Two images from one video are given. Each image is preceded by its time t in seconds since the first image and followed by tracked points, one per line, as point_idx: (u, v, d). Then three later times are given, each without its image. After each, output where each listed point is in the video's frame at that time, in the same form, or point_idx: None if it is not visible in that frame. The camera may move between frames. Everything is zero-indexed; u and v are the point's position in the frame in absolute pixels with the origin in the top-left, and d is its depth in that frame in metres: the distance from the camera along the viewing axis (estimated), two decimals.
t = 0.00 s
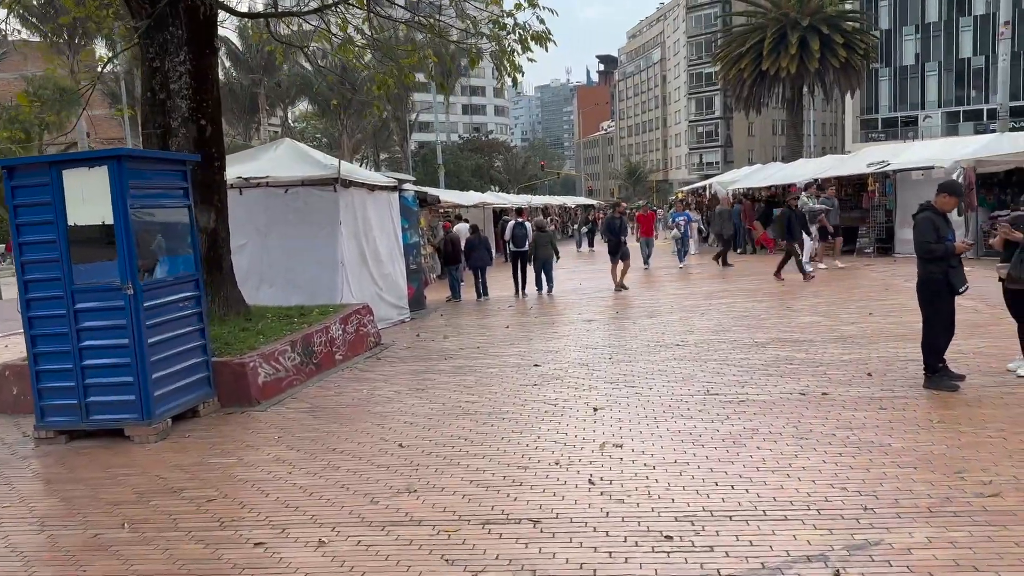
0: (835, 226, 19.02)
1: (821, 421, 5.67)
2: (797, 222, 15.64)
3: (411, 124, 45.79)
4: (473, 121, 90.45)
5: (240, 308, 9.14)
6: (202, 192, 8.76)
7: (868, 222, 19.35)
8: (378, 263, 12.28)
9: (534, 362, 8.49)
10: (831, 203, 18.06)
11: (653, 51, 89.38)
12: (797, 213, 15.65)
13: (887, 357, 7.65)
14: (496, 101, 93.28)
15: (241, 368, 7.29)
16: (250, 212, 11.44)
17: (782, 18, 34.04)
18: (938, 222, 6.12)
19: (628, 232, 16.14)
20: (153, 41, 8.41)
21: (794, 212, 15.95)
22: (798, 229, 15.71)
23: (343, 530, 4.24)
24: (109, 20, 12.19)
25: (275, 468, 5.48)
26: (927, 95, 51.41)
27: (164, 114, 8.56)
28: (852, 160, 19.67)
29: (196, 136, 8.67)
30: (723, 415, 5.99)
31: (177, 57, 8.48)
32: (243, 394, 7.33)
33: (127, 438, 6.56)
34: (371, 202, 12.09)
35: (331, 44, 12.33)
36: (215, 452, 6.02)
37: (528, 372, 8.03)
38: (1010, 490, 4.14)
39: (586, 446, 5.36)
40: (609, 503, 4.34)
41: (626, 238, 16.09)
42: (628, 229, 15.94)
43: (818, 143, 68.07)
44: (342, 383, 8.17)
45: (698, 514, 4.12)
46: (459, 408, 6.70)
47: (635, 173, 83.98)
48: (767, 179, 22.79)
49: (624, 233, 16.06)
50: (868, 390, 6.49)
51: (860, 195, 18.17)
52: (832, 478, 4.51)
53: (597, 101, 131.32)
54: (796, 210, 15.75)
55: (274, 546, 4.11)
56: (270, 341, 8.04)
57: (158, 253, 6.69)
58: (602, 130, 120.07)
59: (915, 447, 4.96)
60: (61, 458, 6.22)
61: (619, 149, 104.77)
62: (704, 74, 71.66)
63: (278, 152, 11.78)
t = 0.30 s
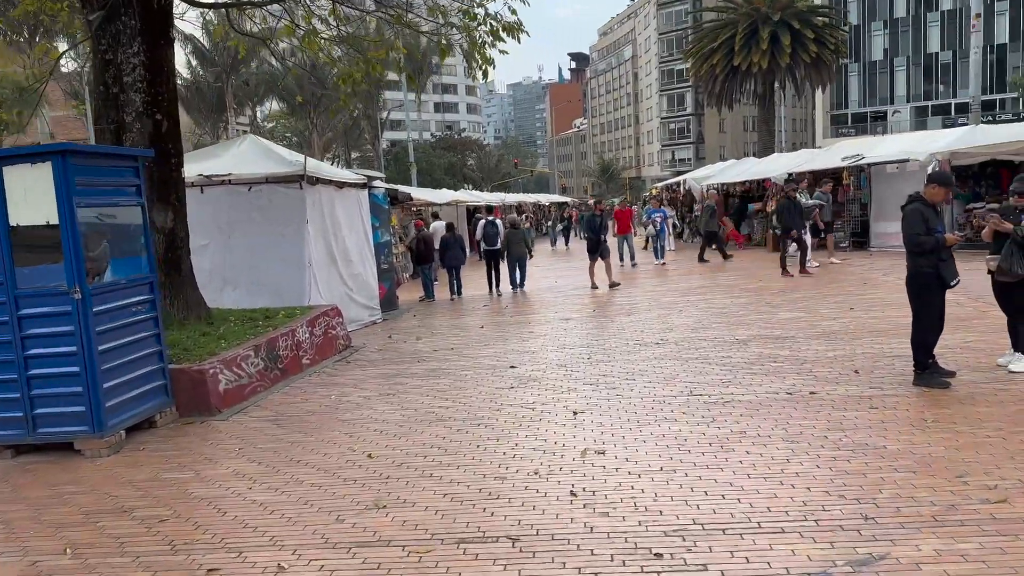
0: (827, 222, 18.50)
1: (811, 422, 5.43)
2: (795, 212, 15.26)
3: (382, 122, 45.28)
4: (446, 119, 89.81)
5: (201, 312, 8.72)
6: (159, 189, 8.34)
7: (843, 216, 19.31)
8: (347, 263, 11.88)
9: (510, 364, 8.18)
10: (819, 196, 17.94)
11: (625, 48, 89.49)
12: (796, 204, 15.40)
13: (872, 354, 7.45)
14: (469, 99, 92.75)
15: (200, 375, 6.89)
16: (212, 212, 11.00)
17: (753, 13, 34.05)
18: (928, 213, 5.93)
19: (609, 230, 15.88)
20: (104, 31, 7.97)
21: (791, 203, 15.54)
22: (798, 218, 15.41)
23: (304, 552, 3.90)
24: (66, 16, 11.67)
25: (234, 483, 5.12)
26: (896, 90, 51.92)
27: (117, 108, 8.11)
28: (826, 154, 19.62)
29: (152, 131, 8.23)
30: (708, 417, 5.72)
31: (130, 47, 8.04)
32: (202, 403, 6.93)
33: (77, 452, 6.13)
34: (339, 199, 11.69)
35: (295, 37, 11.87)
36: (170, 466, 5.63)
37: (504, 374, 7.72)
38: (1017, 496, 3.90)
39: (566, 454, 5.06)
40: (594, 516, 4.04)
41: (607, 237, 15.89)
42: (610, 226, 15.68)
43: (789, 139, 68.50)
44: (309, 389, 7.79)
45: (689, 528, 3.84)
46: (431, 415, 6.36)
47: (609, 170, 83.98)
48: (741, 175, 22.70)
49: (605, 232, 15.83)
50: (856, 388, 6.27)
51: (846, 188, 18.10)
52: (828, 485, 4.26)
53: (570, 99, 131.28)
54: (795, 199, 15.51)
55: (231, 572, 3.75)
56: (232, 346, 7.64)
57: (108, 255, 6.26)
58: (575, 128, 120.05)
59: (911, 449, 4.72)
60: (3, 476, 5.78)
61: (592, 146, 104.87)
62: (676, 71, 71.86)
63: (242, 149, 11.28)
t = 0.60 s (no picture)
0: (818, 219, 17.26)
1: (803, 430, 5.17)
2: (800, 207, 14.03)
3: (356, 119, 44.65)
4: (421, 117, 89.05)
5: (162, 318, 8.30)
6: (115, 188, 7.91)
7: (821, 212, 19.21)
8: (318, 264, 11.47)
9: (488, 369, 7.85)
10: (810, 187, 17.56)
11: (599, 45, 89.38)
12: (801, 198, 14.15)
13: (860, 355, 7.23)
14: (443, 96, 92.04)
15: (158, 386, 6.49)
16: (175, 212, 10.55)
17: (727, 9, 33.94)
18: (919, 210, 5.71)
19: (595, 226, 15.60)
20: (54, 22, 7.51)
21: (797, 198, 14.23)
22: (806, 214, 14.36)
23: None
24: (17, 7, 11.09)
25: (191, 506, 4.74)
26: (868, 86, 52.28)
27: (70, 103, 7.67)
28: (803, 149, 19.52)
29: (108, 127, 7.79)
30: (695, 426, 5.45)
31: (83, 39, 7.58)
32: (161, 416, 6.53)
33: (24, 471, 5.71)
34: (309, 198, 11.28)
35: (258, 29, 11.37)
36: (125, 487, 5.24)
37: (481, 380, 7.39)
38: None
39: (547, 469, 4.76)
40: (578, 541, 3.74)
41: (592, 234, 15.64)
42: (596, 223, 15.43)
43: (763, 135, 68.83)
44: (276, 398, 7.42)
45: (681, 553, 3.55)
46: (404, 426, 6.02)
47: (584, 167, 83.87)
48: (718, 171, 22.55)
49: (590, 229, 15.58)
50: (846, 393, 6.04)
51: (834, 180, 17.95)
52: (827, 502, 3.99)
53: (545, 95, 130.99)
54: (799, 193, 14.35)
55: None
56: (193, 354, 7.24)
57: (54, 259, 5.84)
58: (550, 126, 119.85)
59: (910, 459, 4.48)
60: None
61: (567, 143, 104.74)
62: (650, 68, 71.86)
63: (205, 146, 10.87)
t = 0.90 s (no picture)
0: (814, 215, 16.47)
1: (800, 432, 4.94)
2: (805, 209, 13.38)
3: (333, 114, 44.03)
4: (399, 112, 88.27)
5: (126, 318, 7.91)
6: (76, 180, 7.51)
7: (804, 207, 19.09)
8: (292, 260, 11.10)
9: (469, 369, 7.55)
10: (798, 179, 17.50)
11: (578, 40, 89.20)
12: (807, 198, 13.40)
13: (853, 352, 7.02)
14: (422, 91, 91.33)
15: (120, 389, 6.13)
16: (142, 205, 10.12)
17: (706, 4, 33.80)
18: (919, 202, 5.50)
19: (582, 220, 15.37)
20: (9, 4, 7.06)
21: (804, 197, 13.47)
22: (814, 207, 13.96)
23: None
24: None
25: (153, 521, 4.40)
26: (845, 82, 52.52)
27: (26, 91, 7.24)
28: (785, 143, 19.39)
29: (67, 116, 7.38)
30: (688, 428, 5.20)
31: (39, 23, 7.14)
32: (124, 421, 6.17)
33: None
34: (282, 192, 10.90)
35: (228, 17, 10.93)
36: (82, 499, 4.88)
37: (463, 380, 7.09)
38: None
39: (535, 476, 4.48)
40: (571, 557, 3.47)
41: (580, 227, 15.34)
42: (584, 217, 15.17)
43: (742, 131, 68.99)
44: (247, 400, 7.07)
45: (683, 569, 3.29)
46: (382, 430, 5.71)
47: (563, 162, 83.62)
48: (700, 164, 22.38)
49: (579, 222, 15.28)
50: (842, 391, 5.82)
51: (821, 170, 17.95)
52: (834, 511, 3.75)
53: (523, 91, 130.58)
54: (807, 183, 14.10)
55: None
56: (159, 355, 6.87)
57: (5, 255, 5.45)
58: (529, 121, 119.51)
59: (916, 463, 4.26)
60: None
61: (546, 139, 104.47)
62: (629, 63, 71.77)
63: (174, 138, 10.48)
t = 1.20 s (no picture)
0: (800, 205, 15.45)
1: (791, 444, 4.70)
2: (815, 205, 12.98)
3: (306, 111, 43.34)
4: (373, 109, 87.41)
5: (79, 323, 7.48)
6: (26, 177, 7.08)
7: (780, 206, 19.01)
8: (259, 260, 10.69)
9: (443, 375, 7.23)
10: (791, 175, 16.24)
11: (553, 38, 89.10)
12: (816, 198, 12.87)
13: (839, 356, 6.82)
14: (396, 88, 90.54)
15: (70, 400, 5.73)
16: (100, 202, 9.66)
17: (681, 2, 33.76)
18: (911, 201, 5.29)
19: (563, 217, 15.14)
20: None
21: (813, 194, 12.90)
22: (825, 207, 12.95)
23: None
24: None
25: (99, 547, 4.04)
26: (818, 81, 52.90)
27: None
28: (761, 142, 19.29)
29: (15, 109, 6.97)
30: (674, 439, 4.94)
31: None
32: (74, 435, 5.77)
33: None
34: (248, 189, 10.49)
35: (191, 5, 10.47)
36: (23, 521, 4.50)
37: (437, 387, 6.78)
38: None
39: (515, 493, 4.20)
40: None
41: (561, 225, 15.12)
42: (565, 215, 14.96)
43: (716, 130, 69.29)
44: (208, 410, 6.70)
45: None
46: (350, 443, 5.38)
47: (539, 160, 83.42)
48: (676, 163, 22.22)
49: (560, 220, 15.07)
50: (831, 398, 5.60)
51: (804, 169, 17.92)
52: (832, 533, 3.50)
53: (498, 89, 130.17)
54: (819, 180, 13.11)
55: None
56: (114, 362, 6.48)
57: None
58: (504, 119, 119.15)
59: (915, 478, 4.03)
60: None
61: (521, 137, 104.21)
62: (604, 62, 71.74)
63: (135, 132, 10.05)
